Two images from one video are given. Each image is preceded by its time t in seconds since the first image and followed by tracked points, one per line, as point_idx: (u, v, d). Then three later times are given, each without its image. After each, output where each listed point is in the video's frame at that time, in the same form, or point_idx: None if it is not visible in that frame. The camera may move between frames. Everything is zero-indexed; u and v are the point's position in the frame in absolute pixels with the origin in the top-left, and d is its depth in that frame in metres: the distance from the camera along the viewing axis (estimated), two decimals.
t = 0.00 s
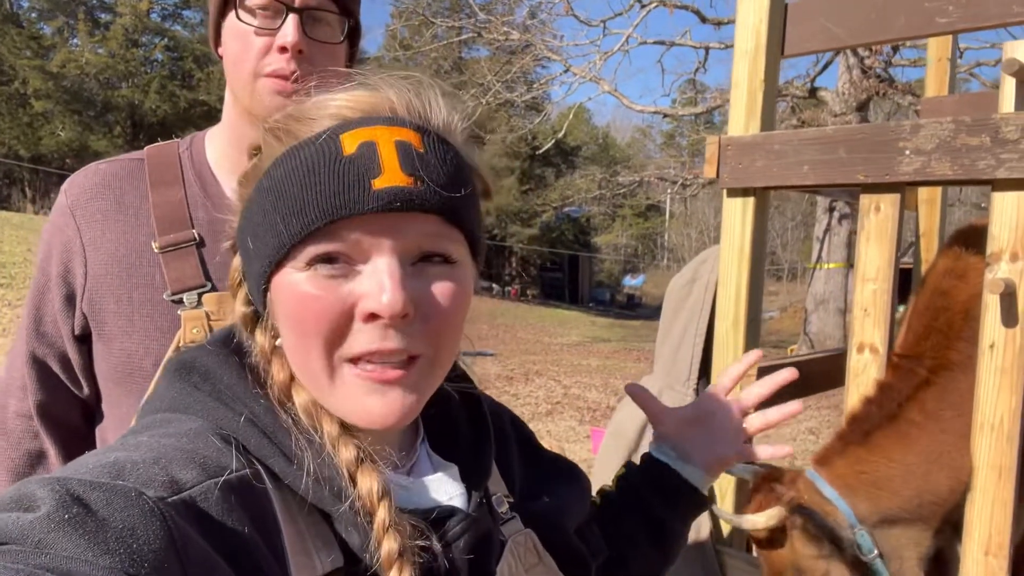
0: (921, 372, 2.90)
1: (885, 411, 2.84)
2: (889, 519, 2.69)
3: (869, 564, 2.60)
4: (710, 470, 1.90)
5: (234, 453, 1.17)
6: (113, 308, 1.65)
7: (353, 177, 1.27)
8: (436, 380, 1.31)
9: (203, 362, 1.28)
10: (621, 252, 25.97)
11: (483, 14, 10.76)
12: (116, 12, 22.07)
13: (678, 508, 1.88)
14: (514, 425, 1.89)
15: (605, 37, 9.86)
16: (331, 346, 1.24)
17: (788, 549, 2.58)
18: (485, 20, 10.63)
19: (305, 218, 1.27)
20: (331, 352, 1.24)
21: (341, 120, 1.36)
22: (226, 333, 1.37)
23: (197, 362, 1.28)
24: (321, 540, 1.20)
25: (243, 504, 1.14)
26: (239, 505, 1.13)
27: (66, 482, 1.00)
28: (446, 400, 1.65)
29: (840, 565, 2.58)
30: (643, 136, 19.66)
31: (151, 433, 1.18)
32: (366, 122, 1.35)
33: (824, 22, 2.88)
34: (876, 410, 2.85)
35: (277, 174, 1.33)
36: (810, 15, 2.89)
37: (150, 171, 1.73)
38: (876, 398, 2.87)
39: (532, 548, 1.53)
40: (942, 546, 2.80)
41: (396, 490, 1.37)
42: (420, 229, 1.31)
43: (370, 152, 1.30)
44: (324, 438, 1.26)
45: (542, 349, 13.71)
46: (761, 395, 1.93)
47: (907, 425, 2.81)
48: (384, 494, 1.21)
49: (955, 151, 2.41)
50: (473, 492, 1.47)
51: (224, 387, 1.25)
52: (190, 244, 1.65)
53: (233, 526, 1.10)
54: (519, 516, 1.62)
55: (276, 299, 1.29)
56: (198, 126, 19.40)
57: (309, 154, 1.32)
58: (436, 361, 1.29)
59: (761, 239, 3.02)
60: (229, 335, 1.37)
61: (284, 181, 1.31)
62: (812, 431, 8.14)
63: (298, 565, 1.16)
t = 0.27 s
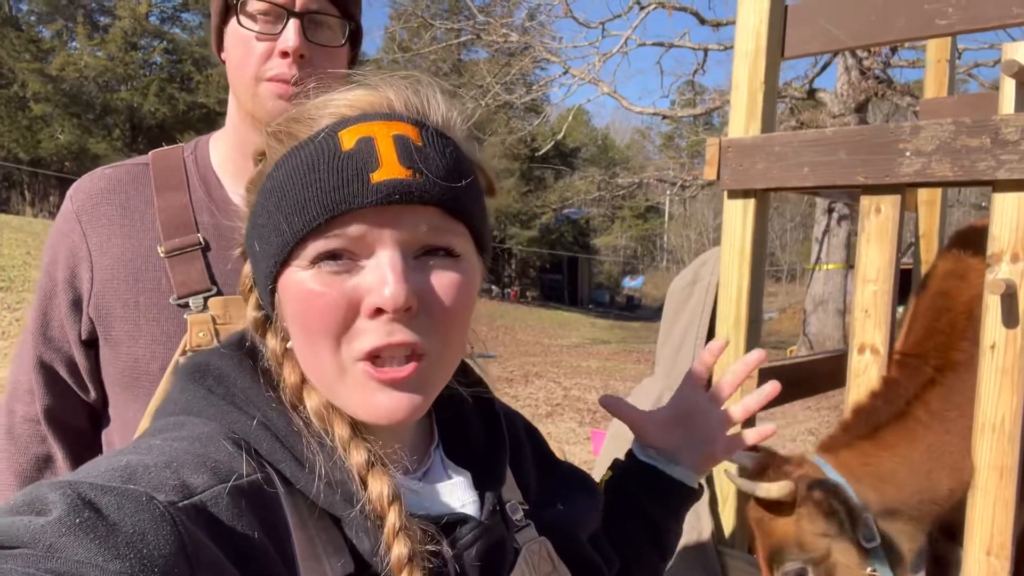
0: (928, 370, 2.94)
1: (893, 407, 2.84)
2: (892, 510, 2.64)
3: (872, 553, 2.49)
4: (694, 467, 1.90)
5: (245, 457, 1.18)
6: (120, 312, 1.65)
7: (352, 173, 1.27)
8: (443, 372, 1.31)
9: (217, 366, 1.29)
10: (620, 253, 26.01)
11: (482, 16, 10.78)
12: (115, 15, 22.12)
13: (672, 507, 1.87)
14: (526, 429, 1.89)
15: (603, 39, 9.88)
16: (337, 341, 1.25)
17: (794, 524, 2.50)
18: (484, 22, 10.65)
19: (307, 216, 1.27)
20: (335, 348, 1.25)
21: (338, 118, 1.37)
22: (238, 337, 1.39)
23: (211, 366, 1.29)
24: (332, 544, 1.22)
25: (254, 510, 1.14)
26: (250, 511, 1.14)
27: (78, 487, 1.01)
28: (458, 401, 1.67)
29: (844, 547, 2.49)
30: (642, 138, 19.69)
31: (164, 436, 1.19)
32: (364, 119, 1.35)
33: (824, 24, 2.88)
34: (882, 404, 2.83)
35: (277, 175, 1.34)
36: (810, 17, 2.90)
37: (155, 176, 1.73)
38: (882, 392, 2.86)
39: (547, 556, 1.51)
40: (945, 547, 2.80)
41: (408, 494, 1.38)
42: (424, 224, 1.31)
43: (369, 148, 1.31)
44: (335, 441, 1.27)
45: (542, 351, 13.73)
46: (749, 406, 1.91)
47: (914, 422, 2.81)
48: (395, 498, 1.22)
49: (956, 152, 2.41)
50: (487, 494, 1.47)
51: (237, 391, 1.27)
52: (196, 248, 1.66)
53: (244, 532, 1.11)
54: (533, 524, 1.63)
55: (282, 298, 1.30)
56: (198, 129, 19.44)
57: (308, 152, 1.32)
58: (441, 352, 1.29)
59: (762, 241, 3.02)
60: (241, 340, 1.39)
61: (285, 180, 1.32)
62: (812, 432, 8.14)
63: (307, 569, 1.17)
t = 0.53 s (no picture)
0: (931, 375, 2.97)
1: (896, 412, 2.87)
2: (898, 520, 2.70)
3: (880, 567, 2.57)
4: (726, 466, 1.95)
5: (246, 462, 1.19)
6: (125, 316, 1.66)
7: (355, 183, 1.28)
8: (442, 384, 1.31)
9: (218, 372, 1.31)
10: (622, 255, 26.01)
11: (482, 18, 10.78)
12: (117, 19, 22.17)
13: (682, 499, 1.90)
14: (530, 432, 1.90)
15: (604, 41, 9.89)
16: (337, 351, 1.26)
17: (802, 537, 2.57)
18: (484, 25, 10.66)
19: (309, 225, 1.28)
20: (335, 358, 1.26)
21: (343, 125, 1.38)
22: (239, 343, 1.40)
23: (211, 371, 1.30)
24: (333, 550, 1.22)
25: (255, 515, 1.16)
26: (251, 516, 1.15)
27: (78, 495, 1.01)
28: (459, 404, 1.69)
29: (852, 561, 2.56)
30: (642, 140, 19.70)
31: (164, 442, 1.20)
32: (369, 127, 1.36)
33: (824, 26, 2.89)
34: (887, 411, 2.87)
35: (281, 182, 1.35)
36: (809, 19, 2.90)
37: (158, 180, 1.74)
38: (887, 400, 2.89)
39: (548, 560, 1.52)
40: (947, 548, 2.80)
41: (408, 498, 1.39)
42: (427, 234, 1.32)
43: (372, 158, 1.31)
44: (334, 446, 1.28)
45: (544, 353, 13.73)
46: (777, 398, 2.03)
47: (918, 428, 2.85)
48: (396, 501, 1.24)
49: (956, 154, 2.41)
50: (489, 498, 1.47)
51: (235, 397, 1.28)
52: (200, 253, 1.67)
53: (245, 539, 1.12)
54: (536, 526, 1.62)
55: (285, 306, 1.31)
56: (199, 133, 19.47)
57: (311, 160, 1.33)
58: (441, 364, 1.30)
59: (763, 242, 3.03)
60: (243, 347, 1.40)
61: (288, 187, 1.33)
62: (814, 433, 8.14)
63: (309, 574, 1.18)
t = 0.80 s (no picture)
0: (934, 371, 2.96)
1: (899, 402, 2.87)
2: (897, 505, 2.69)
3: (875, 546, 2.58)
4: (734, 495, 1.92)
5: (250, 463, 1.20)
6: (126, 319, 1.67)
7: (355, 182, 1.29)
8: (442, 382, 1.32)
9: (222, 373, 1.32)
10: (623, 258, 26.01)
11: (484, 22, 10.80)
12: (119, 23, 22.22)
13: (692, 518, 1.87)
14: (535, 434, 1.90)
15: (605, 45, 9.89)
16: (337, 349, 1.26)
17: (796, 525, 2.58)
18: (486, 28, 10.67)
19: (309, 223, 1.29)
20: (335, 356, 1.27)
21: (346, 125, 1.39)
22: (243, 344, 1.41)
23: (216, 372, 1.32)
24: (337, 550, 1.23)
25: (259, 516, 1.16)
26: (255, 517, 1.16)
27: (85, 494, 1.03)
28: (463, 406, 1.68)
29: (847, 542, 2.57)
30: (644, 143, 19.70)
31: (169, 442, 1.21)
32: (371, 127, 1.37)
33: (825, 29, 2.89)
34: (889, 400, 2.87)
35: (282, 181, 1.35)
36: (809, 22, 2.91)
37: (159, 185, 1.75)
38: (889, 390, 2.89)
39: (552, 562, 1.52)
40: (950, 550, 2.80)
41: (411, 498, 1.39)
42: (428, 234, 1.32)
43: (373, 157, 1.32)
44: (335, 446, 1.28)
45: (546, 356, 13.73)
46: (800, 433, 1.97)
47: (919, 417, 2.85)
48: (399, 500, 1.24)
49: (956, 156, 2.41)
50: (491, 501, 1.47)
51: (240, 397, 1.29)
52: (201, 256, 1.67)
53: (249, 538, 1.13)
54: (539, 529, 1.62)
55: (286, 304, 1.32)
56: (201, 137, 19.51)
57: (312, 159, 1.34)
58: (441, 363, 1.30)
59: (764, 245, 3.03)
60: (248, 347, 1.41)
61: (289, 187, 1.33)
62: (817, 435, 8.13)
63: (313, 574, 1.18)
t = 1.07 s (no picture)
0: (942, 371, 2.93)
1: (906, 400, 2.83)
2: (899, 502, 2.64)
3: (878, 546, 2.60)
4: (739, 500, 1.91)
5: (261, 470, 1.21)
6: (131, 326, 1.68)
7: (361, 188, 1.29)
8: (449, 387, 1.32)
9: (233, 379, 1.32)
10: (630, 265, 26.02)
11: (490, 31, 10.84)
12: (129, 33, 22.40)
13: (697, 524, 1.87)
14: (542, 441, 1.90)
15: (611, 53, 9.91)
16: (343, 355, 1.27)
17: (798, 525, 2.61)
18: (493, 37, 10.70)
19: (315, 230, 1.29)
20: (342, 361, 1.27)
21: (356, 133, 1.39)
22: (254, 351, 1.42)
23: (228, 379, 1.32)
24: (347, 556, 1.23)
25: (270, 523, 1.16)
26: (266, 525, 1.15)
27: (97, 500, 1.02)
28: (471, 414, 1.69)
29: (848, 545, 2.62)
30: (651, 150, 19.71)
31: (181, 449, 1.21)
32: (379, 134, 1.37)
33: (831, 37, 2.89)
34: (896, 398, 2.83)
35: (292, 188, 1.36)
36: (815, 30, 2.91)
37: (165, 193, 1.76)
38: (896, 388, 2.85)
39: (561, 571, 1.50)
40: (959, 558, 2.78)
41: (418, 505, 1.40)
42: (434, 241, 1.32)
43: (380, 164, 1.32)
44: (344, 452, 1.29)
45: (552, 363, 13.72)
46: (804, 439, 1.98)
47: (926, 416, 2.81)
48: (406, 507, 1.25)
49: (963, 163, 2.40)
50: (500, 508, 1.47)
51: (251, 405, 1.29)
52: (204, 263, 1.68)
53: (260, 546, 1.12)
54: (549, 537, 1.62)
55: (294, 311, 1.33)
56: (210, 145, 19.62)
57: (321, 167, 1.34)
58: (447, 368, 1.31)
59: (770, 254, 3.03)
60: (258, 355, 1.42)
61: (298, 194, 1.34)
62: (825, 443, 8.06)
63: None
